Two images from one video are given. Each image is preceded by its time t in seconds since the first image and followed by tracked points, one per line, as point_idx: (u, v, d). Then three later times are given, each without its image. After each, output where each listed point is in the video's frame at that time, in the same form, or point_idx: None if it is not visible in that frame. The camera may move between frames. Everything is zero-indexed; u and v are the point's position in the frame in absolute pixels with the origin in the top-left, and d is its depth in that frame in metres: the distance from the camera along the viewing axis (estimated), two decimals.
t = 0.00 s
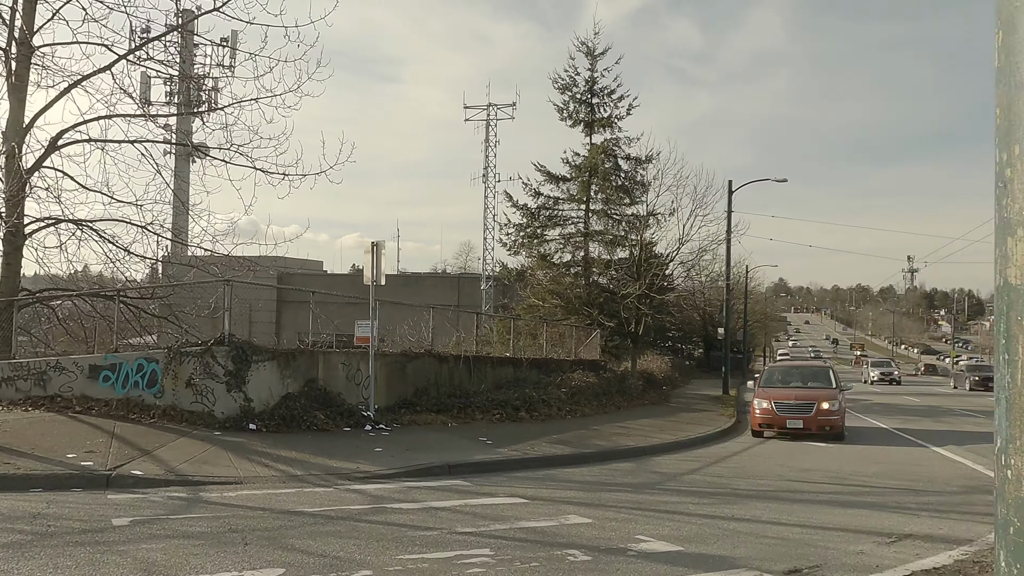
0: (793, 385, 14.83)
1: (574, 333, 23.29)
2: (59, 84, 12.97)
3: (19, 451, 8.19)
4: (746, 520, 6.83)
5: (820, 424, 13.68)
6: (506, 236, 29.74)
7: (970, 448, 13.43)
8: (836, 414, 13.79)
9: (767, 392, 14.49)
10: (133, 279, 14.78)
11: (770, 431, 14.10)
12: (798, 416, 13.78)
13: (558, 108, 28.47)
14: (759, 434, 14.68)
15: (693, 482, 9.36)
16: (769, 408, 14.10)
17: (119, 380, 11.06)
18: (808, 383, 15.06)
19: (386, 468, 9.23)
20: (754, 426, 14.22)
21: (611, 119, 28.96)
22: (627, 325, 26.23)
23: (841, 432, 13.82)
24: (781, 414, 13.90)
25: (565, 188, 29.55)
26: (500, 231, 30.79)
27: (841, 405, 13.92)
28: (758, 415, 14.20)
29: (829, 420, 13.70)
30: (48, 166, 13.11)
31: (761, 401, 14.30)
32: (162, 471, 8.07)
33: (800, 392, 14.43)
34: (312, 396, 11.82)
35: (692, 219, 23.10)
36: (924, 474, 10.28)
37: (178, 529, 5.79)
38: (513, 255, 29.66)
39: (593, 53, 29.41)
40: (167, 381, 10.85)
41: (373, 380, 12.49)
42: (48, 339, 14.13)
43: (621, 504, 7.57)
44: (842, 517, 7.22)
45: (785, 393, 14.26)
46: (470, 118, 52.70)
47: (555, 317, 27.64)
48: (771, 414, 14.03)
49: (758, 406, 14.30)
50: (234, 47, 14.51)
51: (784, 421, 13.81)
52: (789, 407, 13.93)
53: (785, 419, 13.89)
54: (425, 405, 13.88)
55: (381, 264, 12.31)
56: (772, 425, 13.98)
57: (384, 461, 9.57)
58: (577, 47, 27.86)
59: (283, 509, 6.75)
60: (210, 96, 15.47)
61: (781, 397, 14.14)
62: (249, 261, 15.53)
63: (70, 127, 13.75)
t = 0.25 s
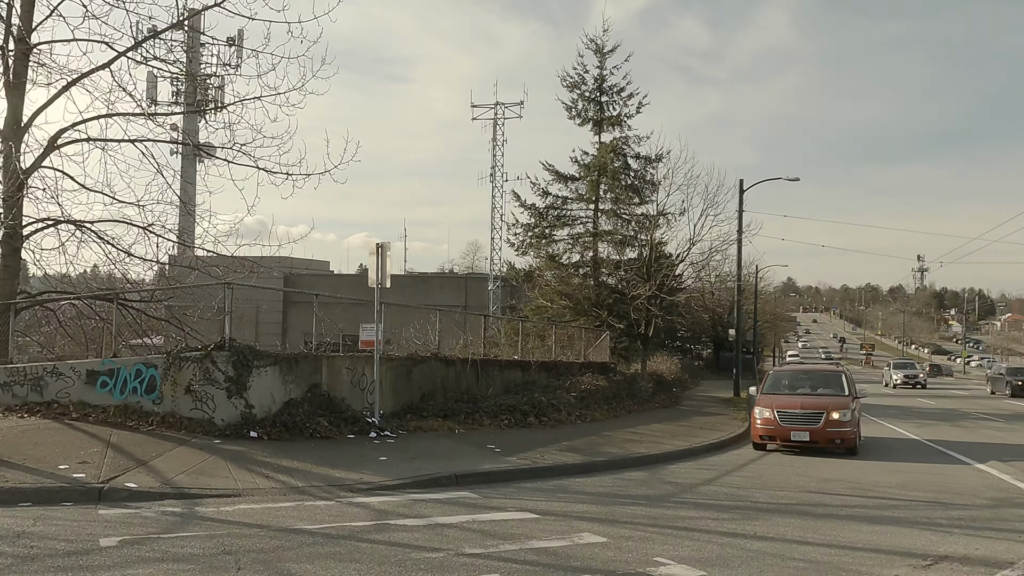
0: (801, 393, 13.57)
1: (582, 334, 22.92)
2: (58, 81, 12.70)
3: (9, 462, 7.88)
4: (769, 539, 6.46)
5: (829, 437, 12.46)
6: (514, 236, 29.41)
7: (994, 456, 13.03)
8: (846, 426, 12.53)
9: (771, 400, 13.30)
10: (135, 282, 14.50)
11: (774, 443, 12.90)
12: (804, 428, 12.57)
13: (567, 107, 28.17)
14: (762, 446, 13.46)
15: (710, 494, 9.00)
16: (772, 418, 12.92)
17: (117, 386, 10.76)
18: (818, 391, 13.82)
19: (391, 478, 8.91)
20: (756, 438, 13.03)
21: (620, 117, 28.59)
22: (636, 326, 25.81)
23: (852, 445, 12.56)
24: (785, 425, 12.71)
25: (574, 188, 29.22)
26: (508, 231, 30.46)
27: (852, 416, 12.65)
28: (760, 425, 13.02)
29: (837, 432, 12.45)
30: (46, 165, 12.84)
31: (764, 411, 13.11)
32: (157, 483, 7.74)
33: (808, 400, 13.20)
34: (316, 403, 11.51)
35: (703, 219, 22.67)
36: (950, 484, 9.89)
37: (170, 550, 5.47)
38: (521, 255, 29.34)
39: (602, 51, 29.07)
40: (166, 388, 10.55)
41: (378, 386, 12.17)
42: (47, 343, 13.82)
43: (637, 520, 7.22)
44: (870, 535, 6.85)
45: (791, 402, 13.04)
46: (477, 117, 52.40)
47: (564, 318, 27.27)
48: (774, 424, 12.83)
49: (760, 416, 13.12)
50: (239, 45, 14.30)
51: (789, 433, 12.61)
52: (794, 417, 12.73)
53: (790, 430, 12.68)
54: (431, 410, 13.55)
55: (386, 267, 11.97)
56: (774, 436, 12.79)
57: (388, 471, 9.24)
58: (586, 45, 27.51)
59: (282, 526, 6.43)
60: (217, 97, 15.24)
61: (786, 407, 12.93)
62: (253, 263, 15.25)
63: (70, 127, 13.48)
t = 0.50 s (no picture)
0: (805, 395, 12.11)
1: (591, 333, 22.56)
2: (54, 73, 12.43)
3: None
4: (792, 546, 6.11)
5: (835, 445, 10.98)
6: (521, 234, 29.07)
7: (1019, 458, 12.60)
8: (855, 432, 11.05)
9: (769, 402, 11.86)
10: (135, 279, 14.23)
11: (773, 451, 11.47)
12: (807, 434, 11.10)
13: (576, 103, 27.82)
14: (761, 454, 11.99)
15: (727, 497, 8.65)
16: (771, 422, 11.46)
17: (115, 385, 10.49)
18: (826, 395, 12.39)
19: (394, 480, 8.59)
20: (753, 445, 11.59)
21: (629, 113, 28.19)
22: (646, 325, 25.41)
23: (862, 455, 11.07)
24: (785, 430, 11.25)
25: (583, 185, 28.86)
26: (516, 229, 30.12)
27: (862, 421, 11.16)
28: (757, 430, 11.57)
29: (843, 440, 10.98)
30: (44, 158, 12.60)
31: (761, 414, 11.66)
32: (150, 485, 7.45)
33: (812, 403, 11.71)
34: (318, 401, 11.19)
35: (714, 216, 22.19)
36: (977, 488, 9.46)
37: (157, 557, 5.16)
38: (529, 253, 29.01)
39: (611, 46, 28.69)
40: (164, 386, 10.26)
41: (382, 384, 11.85)
42: (47, 341, 13.58)
43: (651, 525, 6.88)
44: (898, 542, 6.47)
45: (792, 404, 11.59)
46: (485, 115, 52.06)
47: (572, 317, 26.91)
48: (772, 430, 11.39)
49: (757, 420, 11.67)
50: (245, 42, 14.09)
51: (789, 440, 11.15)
52: (794, 422, 11.27)
53: (790, 437, 11.23)
54: (437, 410, 13.23)
55: (390, 262, 11.64)
56: (773, 444, 11.34)
57: (392, 473, 8.92)
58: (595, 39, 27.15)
59: (278, 531, 6.12)
60: (224, 95, 15.04)
61: (787, 410, 11.46)
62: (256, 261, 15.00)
63: (68, 120, 13.20)
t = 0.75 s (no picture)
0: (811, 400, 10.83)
1: (603, 333, 22.21)
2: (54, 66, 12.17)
3: None
4: (822, 559, 5.75)
5: (842, 456, 9.67)
6: (531, 232, 28.73)
7: None
8: (867, 443, 9.72)
9: (770, 407, 10.58)
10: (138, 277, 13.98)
11: (773, 463, 10.19)
12: (810, 445, 9.81)
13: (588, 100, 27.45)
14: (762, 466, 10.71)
15: (747, 503, 8.28)
16: (771, 431, 10.18)
17: (115, 385, 10.22)
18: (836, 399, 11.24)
19: (401, 485, 8.27)
20: (751, 455, 10.32)
21: (641, 109, 27.77)
22: (658, 325, 25.00)
23: (875, 468, 9.75)
24: (786, 440, 10.00)
25: (594, 183, 28.47)
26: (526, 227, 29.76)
27: (874, 429, 9.86)
28: (755, 439, 10.30)
29: (852, 452, 9.66)
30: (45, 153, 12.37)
31: (760, 421, 10.38)
32: (147, 490, 7.16)
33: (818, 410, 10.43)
34: (323, 403, 10.89)
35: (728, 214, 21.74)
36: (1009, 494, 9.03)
37: (147, 570, 4.86)
38: (539, 252, 28.66)
39: (622, 42, 28.28)
40: (165, 387, 9.99)
41: (389, 385, 11.54)
42: (49, 340, 13.35)
43: (669, 534, 6.53)
44: (933, 554, 6.10)
45: (795, 411, 10.30)
46: (494, 112, 51.75)
47: (583, 316, 26.53)
48: (772, 439, 10.13)
49: (756, 428, 10.40)
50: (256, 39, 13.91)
51: (790, 450, 9.87)
52: (797, 431, 9.99)
53: (792, 447, 9.94)
54: (446, 411, 12.91)
55: (397, 260, 11.32)
56: (773, 455, 10.07)
57: (398, 477, 8.60)
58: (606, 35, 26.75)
59: (277, 540, 5.81)
60: (233, 93, 14.84)
61: (789, 417, 10.21)
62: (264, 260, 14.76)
63: (69, 116, 12.93)
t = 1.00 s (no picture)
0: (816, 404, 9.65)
1: (614, 332, 21.88)
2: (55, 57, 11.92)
3: None
4: (852, 569, 5.39)
5: (850, 467, 8.51)
6: (541, 231, 28.41)
7: None
8: (878, 451, 8.56)
9: (769, 411, 9.44)
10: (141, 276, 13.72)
11: (772, 473, 9.06)
12: (814, 453, 8.66)
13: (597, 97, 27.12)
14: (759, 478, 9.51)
15: (769, 508, 7.91)
16: (768, 437, 9.05)
17: (114, 383, 9.95)
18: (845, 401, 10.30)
19: (407, 488, 7.94)
20: (747, 465, 9.19)
21: (652, 105, 27.38)
22: (669, 323, 24.65)
23: (888, 480, 8.59)
24: (785, 447, 8.87)
25: (604, 179, 28.12)
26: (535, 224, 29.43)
27: (887, 436, 8.68)
28: (752, 447, 9.16)
29: (861, 462, 8.50)
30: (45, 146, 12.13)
31: (757, 427, 9.24)
32: (142, 492, 6.86)
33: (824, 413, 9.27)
34: (327, 403, 10.59)
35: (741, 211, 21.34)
36: None
37: None
38: (549, 249, 28.34)
39: (633, 36, 27.90)
40: (166, 386, 9.71)
41: (396, 384, 11.23)
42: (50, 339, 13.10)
43: (689, 542, 6.19)
44: (971, 564, 5.72)
45: (797, 414, 9.16)
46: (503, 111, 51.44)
47: (593, 315, 26.19)
48: (770, 446, 8.99)
49: (753, 434, 9.26)
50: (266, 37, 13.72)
51: (791, 460, 8.74)
52: (798, 437, 8.85)
53: (793, 456, 8.81)
54: (454, 410, 12.59)
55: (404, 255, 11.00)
56: (771, 464, 8.93)
57: (404, 479, 8.28)
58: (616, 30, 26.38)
59: (274, 547, 5.50)
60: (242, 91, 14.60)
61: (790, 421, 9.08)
62: (271, 259, 14.51)
63: (69, 110, 12.67)
